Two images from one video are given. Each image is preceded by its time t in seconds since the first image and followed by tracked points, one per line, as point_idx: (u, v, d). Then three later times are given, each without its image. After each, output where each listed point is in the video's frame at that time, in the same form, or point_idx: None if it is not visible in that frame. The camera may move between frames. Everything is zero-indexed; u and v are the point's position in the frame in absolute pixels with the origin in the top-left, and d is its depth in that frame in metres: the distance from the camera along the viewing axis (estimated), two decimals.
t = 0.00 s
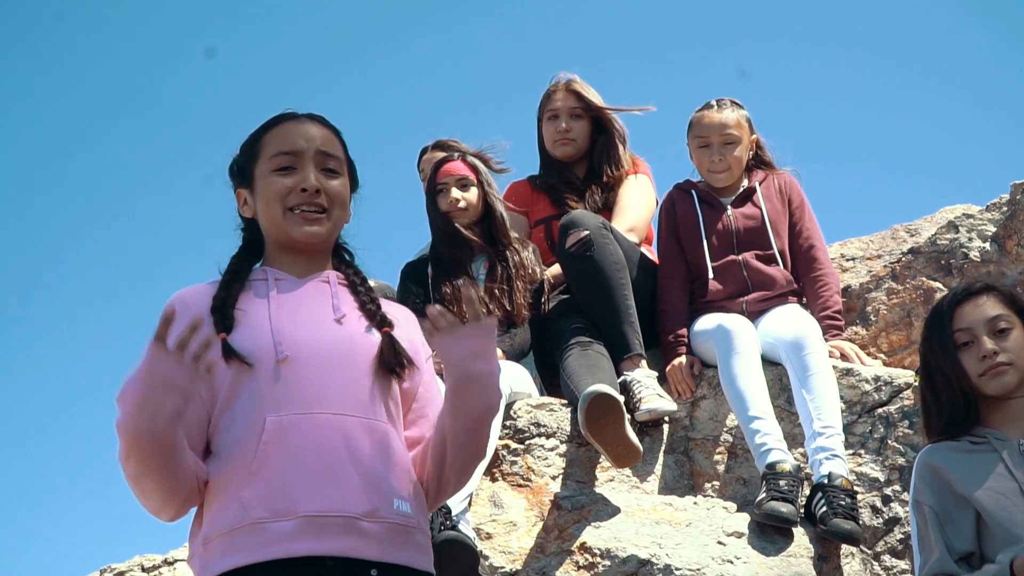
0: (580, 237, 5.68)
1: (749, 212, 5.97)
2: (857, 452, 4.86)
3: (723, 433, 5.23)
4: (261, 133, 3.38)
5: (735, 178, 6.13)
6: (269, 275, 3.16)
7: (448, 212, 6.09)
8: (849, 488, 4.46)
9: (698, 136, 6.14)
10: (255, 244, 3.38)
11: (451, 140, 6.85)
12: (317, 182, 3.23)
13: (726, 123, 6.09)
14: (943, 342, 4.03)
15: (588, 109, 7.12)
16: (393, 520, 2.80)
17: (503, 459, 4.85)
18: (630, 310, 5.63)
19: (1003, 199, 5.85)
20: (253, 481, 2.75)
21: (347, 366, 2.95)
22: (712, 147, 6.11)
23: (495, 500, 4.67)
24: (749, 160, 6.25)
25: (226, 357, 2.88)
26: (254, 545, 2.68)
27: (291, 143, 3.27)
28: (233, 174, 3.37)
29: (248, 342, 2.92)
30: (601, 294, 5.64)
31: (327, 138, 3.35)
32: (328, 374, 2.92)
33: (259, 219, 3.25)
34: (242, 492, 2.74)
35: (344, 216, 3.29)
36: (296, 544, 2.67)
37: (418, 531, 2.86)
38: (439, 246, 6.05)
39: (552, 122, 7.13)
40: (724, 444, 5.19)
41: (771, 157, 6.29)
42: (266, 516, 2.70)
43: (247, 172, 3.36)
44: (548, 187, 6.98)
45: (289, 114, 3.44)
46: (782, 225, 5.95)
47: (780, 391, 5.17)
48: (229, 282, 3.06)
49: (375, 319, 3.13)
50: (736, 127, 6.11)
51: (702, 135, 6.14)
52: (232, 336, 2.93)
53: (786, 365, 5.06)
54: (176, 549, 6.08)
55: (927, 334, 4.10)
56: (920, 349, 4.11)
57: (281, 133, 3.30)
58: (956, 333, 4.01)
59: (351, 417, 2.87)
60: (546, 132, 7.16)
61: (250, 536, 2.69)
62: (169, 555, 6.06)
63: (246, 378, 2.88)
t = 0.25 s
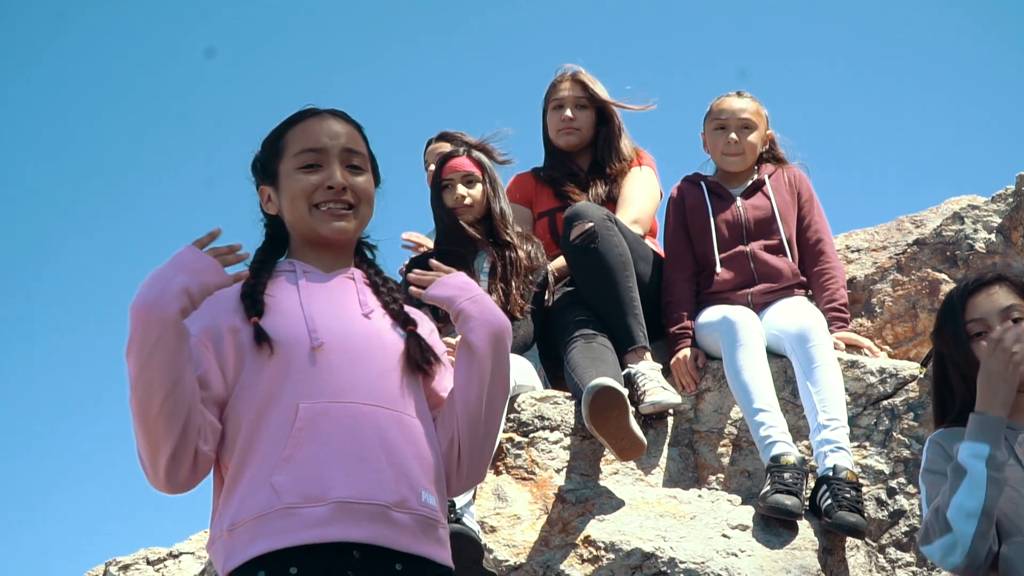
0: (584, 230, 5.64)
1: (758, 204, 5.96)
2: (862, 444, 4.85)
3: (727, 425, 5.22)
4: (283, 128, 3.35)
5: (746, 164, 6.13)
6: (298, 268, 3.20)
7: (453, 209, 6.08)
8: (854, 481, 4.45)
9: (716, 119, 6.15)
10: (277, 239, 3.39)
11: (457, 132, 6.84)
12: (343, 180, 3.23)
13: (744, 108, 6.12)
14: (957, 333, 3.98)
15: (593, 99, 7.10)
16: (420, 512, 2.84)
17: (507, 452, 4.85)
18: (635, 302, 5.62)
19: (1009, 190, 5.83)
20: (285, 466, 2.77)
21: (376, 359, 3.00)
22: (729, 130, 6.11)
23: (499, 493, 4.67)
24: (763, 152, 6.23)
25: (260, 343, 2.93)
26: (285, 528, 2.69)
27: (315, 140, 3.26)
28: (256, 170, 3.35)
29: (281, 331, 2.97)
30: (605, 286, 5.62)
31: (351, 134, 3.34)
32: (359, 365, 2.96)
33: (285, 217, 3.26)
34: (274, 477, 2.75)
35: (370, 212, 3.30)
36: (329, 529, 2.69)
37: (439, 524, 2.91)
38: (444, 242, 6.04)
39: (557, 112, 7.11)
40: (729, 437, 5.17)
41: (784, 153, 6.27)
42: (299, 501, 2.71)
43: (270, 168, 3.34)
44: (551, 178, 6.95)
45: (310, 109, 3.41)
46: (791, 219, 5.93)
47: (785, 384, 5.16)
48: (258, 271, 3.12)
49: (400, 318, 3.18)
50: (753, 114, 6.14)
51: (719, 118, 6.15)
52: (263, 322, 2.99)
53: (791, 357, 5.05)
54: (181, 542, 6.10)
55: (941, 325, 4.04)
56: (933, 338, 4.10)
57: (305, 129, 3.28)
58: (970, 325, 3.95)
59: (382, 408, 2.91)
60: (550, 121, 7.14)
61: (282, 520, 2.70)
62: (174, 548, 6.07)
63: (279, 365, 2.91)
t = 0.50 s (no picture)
0: (589, 219, 5.64)
1: (766, 192, 5.94)
2: (868, 434, 4.83)
3: (733, 415, 5.20)
4: (311, 132, 3.35)
5: (761, 150, 6.11)
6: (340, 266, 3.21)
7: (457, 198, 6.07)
8: (861, 471, 4.43)
9: (734, 106, 6.14)
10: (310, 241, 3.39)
11: (462, 122, 6.82)
12: (377, 178, 3.23)
13: (761, 96, 6.12)
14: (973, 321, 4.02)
15: (599, 93, 7.06)
16: (465, 506, 2.91)
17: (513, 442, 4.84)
18: (640, 292, 5.60)
19: (1016, 178, 5.79)
20: (343, 449, 2.79)
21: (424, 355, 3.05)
22: (747, 116, 6.10)
23: (505, 484, 4.66)
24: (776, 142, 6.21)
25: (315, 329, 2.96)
26: (346, 510, 2.71)
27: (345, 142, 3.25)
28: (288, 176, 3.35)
29: (335, 319, 3.00)
30: (610, 276, 5.61)
31: (380, 132, 3.33)
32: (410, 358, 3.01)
33: (321, 220, 3.26)
34: (333, 459, 2.77)
35: (404, 208, 3.31)
36: (388, 514, 2.73)
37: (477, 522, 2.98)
38: (448, 230, 6.01)
39: (562, 107, 7.07)
40: (735, 427, 5.16)
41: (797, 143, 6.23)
42: (359, 484, 2.74)
43: (302, 172, 3.35)
44: (557, 170, 6.94)
45: (336, 109, 3.40)
46: (800, 211, 5.90)
47: (791, 373, 5.14)
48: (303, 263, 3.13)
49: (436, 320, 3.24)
50: (770, 102, 6.13)
51: (737, 104, 6.14)
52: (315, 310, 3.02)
53: (797, 347, 5.03)
54: (187, 532, 6.11)
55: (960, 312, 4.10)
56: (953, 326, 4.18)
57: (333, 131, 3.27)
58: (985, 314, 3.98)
59: (432, 401, 2.96)
60: (556, 116, 7.10)
61: (343, 502, 2.72)
62: (179, 539, 6.08)
63: (334, 351, 2.94)
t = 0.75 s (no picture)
0: (592, 207, 5.60)
1: (767, 180, 5.92)
2: (872, 421, 4.81)
3: (737, 402, 5.18)
4: (328, 118, 3.34)
5: (768, 143, 6.09)
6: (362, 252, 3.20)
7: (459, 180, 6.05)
8: (865, 458, 4.41)
9: (737, 98, 6.07)
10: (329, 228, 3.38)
11: (464, 108, 6.80)
12: (396, 161, 3.22)
13: (765, 88, 6.07)
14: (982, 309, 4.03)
15: (603, 78, 7.02)
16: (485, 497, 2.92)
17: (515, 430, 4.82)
18: (643, 278, 5.57)
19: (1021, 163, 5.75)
20: (369, 436, 2.77)
21: (446, 346, 3.05)
22: (752, 109, 6.05)
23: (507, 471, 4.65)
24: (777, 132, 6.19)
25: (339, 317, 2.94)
26: (372, 498, 2.70)
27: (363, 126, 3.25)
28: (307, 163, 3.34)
29: (359, 307, 2.98)
30: (612, 263, 5.58)
31: (397, 116, 3.33)
32: (433, 348, 3.01)
33: (342, 205, 3.25)
34: (359, 445, 2.75)
35: (425, 191, 3.29)
36: (415, 503, 2.73)
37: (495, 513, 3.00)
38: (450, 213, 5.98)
39: (566, 92, 7.03)
40: (738, 414, 5.14)
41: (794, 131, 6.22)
42: (386, 472, 2.73)
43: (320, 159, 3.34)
44: (559, 157, 6.91)
45: (352, 96, 3.40)
46: (802, 197, 5.88)
47: (795, 360, 5.12)
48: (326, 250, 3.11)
49: (458, 310, 3.23)
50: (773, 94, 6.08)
51: (742, 97, 6.07)
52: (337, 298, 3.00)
53: (801, 334, 5.00)
54: (191, 520, 6.11)
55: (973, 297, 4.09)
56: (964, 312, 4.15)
57: (351, 116, 3.27)
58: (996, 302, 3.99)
59: (455, 393, 2.97)
60: (559, 101, 7.06)
61: (370, 489, 2.71)
62: (183, 527, 6.09)
63: (359, 339, 2.92)
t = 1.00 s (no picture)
0: (591, 195, 5.57)
1: (763, 168, 5.88)
2: (873, 411, 4.78)
3: (737, 392, 5.16)
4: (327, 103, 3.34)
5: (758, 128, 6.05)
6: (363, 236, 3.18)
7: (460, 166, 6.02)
8: (865, 448, 4.39)
9: (721, 88, 6.05)
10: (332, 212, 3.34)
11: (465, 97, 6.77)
12: (394, 133, 3.20)
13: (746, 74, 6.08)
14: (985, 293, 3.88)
15: (605, 65, 6.99)
16: (484, 488, 2.89)
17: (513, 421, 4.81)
18: (643, 267, 5.55)
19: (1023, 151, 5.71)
20: (360, 432, 2.76)
21: (443, 335, 3.02)
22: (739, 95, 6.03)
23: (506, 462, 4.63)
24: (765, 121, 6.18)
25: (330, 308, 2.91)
26: (360, 495, 2.69)
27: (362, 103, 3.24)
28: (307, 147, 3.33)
29: (352, 298, 2.96)
30: (613, 251, 5.55)
31: (397, 96, 3.32)
32: (428, 338, 2.97)
33: (341, 181, 3.22)
34: (349, 441, 2.74)
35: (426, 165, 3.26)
36: (405, 499, 2.70)
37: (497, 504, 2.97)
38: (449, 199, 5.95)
39: (567, 77, 6.99)
40: (738, 403, 5.12)
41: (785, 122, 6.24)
42: (375, 468, 2.72)
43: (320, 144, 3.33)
44: (559, 143, 6.86)
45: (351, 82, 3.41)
46: (797, 185, 5.85)
47: (795, 349, 5.09)
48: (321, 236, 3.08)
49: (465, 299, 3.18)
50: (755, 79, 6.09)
51: (725, 86, 6.06)
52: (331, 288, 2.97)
53: (801, 323, 4.98)
54: (191, 510, 6.10)
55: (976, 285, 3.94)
56: (969, 301, 4.00)
57: (349, 96, 3.27)
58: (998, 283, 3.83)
59: (450, 383, 2.93)
60: (560, 86, 7.02)
61: (358, 486, 2.70)
62: (183, 517, 6.08)
63: (352, 332, 2.90)
